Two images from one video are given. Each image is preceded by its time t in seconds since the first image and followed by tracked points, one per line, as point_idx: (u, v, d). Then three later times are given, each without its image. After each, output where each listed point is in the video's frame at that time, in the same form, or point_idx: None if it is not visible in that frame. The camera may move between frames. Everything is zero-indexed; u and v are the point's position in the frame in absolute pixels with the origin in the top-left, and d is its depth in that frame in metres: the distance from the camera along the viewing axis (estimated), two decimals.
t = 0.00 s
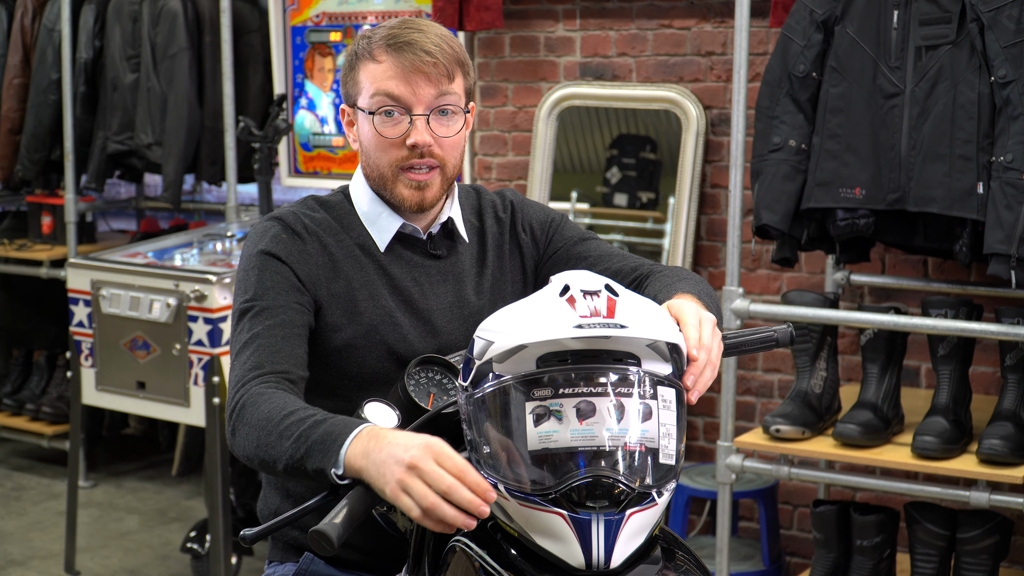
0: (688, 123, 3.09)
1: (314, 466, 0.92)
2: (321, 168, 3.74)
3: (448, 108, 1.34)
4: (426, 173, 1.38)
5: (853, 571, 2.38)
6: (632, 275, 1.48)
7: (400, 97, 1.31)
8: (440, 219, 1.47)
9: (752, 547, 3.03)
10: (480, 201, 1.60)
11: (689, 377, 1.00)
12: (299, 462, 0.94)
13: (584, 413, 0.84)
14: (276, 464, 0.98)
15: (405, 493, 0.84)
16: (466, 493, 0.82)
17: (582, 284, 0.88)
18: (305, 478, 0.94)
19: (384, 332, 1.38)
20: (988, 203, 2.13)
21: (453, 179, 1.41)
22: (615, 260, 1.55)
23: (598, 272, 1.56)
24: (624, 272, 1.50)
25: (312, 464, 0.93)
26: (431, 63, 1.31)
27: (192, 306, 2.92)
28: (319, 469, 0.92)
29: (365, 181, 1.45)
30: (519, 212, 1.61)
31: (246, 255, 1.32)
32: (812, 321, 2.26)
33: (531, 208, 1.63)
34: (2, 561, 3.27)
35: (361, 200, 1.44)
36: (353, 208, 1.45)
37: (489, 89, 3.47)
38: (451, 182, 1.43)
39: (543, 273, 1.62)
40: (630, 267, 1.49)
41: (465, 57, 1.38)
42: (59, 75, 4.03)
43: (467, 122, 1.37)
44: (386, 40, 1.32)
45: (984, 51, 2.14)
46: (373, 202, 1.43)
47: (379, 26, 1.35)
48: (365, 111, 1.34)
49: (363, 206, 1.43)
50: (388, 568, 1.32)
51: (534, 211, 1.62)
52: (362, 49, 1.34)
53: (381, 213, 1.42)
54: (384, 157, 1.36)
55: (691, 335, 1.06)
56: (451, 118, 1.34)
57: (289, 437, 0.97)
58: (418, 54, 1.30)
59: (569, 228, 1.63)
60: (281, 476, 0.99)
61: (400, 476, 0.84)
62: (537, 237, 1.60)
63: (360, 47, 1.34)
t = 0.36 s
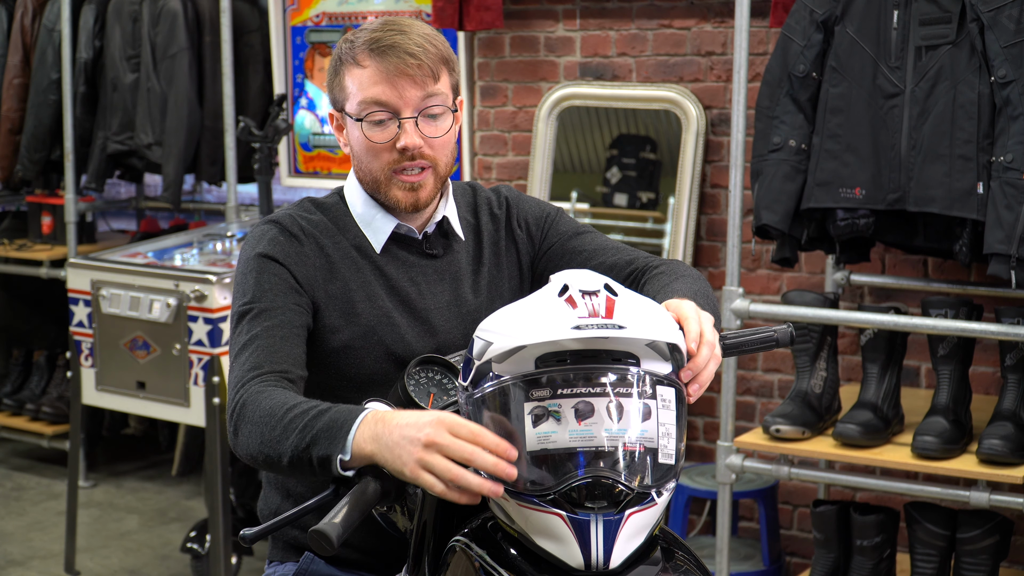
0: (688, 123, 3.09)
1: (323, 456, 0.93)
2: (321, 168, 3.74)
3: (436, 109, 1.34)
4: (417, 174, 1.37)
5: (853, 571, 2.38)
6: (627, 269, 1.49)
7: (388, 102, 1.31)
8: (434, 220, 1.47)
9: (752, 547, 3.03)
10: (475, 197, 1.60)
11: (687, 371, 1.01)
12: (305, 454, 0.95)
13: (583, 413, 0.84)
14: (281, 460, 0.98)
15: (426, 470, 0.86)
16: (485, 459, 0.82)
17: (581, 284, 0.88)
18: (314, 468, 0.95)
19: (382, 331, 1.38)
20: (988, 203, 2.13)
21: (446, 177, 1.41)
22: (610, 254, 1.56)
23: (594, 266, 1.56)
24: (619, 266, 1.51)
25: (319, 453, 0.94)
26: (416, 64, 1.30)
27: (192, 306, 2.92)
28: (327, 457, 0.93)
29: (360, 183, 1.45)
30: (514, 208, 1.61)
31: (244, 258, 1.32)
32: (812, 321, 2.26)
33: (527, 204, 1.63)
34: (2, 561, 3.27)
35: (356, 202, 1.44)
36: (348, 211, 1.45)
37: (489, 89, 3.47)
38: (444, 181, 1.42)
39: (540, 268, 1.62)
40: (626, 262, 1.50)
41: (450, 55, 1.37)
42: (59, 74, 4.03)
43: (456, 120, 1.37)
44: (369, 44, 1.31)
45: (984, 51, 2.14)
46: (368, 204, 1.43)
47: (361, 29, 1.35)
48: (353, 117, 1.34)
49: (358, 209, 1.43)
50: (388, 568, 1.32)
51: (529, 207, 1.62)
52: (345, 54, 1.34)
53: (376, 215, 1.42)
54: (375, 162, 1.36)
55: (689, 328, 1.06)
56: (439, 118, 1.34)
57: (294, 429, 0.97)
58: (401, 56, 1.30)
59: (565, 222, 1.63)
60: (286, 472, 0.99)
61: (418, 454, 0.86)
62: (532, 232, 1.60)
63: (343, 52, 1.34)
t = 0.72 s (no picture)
0: (688, 123, 3.09)
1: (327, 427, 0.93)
2: (321, 168, 3.74)
3: (441, 108, 1.34)
4: (421, 173, 1.37)
5: (853, 571, 2.38)
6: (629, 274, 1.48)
7: (393, 99, 1.32)
8: (438, 220, 1.47)
9: (752, 547, 3.03)
10: (478, 199, 1.60)
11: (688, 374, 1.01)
12: (310, 431, 0.95)
13: (582, 413, 0.84)
14: (287, 444, 0.97)
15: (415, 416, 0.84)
16: (466, 387, 0.81)
17: (580, 285, 0.88)
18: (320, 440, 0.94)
19: (384, 332, 1.38)
20: (988, 203, 2.13)
21: (450, 178, 1.41)
22: (613, 258, 1.55)
23: (596, 269, 1.55)
24: (622, 271, 1.50)
25: (323, 425, 0.94)
26: (422, 62, 1.31)
27: (192, 306, 2.92)
28: (334, 428, 0.93)
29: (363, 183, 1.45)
30: (517, 210, 1.61)
31: (247, 256, 1.32)
32: (813, 321, 2.25)
33: (530, 206, 1.63)
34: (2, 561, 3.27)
35: (359, 202, 1.44)
36: (351, 210, 1.45)
37: (489, 89, 3.47)
38: (448, 182, 1.42)
39: (542, 271, 1.62)
40: (628, 266, 1.49)
41: (457, 57, 1.38)
42: (59, 74, 4.03)
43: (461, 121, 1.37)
44: (377, 43, 1.32)
45: (984, 51, 2.14)
46: (371, 203, 1.43)
47: (369, 28, 1.36)
48: (358, 115, 1.34)
49: (360, 209, 1.43)
50: (388, 568, 1.32)
51: (532, 209, 1.62)
52: (352, 52, 1.34)
53: (379, 215, 1.42)
54: (378, 159, 1.36)
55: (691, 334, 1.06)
56: (445, 118, 1.34)
57: (292, 412, 0.97)
58: (408, 55, 1.31)
59: (568, 225, 1.63)
60: (295, 457, 0.98)
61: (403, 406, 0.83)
62: (534, 234, 1.60)
63: (350, 51, 1.35)
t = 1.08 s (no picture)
0: (688, 122, 3.09)
1: (265, 174, 1.02)
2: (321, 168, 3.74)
3: (456, 120, 1.31)
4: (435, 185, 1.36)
5: (853, 571, 2.38)
6: (634, 277, 1.47)
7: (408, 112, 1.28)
8: (444, 221, 1.46)
9: (752, 547, 3.03)
10: (485, 201, 1.61)
11: (689, 374, 1.00)
12: (254, 198, 1.02)
13: (582, 413, 0.84)
14: (236, 228, 1.02)
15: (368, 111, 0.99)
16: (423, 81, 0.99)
17: (579, 285, 0.88)
18: (265, 196, 1.01)
19: (388, 328, 1.39)
20: (988, 203, 2.13)
21: (463, 189, 1.40)
22: (618, 262, 1.54)
23: (602, 272, 1.54)
24: (628, 274, 1.49)
25: (263, 180, 1.02)
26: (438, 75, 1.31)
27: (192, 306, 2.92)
28: (274, 169, 1.01)
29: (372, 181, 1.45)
30: (524, 213, 1.61)
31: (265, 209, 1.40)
32: (812, 321, 2.26)
33: (536, 209, 1.63)
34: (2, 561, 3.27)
35: (367, 202, 1.44)
36: (359, 210, 1.46)
37: (489, 89, 3.47)
38: (461, 191, 1.42)
39: (548, 274, 1.61)
40: (634, 268, 1.48)
41: (473, 66, 1.38)
42: (60, 74, 4.03)
43: (476, 133, 1.35)
44: (391, 53, 1.33)
45: (984, 51, 2.14)
46: (379, 203, 1.43)
47: (383, 35, 1.36)
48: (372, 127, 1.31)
49: (369, 208, 1.43)
50: (388, 568, 1.32)
51: (538, 212, 1.63)
52: (367, 61, 1.34)
53: (386, 215, 1.42)
54: (394, 172, 1.35)
55: (689, 334, 1.06)
56: (460, 129, 1.32)
57: (236, 232, 1.01)
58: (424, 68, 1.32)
59: (575, 228, 1.63)
60: (248, 244, 1.01)
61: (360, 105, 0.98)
62: (541, 238, 1.60)
63: (365, 59, 1.35)
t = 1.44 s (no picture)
0: (688, 122, 3.09)
1: (269, 141, 1.14)
2: (321, 168, 3.74)
3: (454, 123, 1.31)
4: (433, 189, 1.37)
5: (853, 571, 2.38)
6: (634, 278, 1.47)
7: (405, 116, 1.29)
8: (444, 221, 1.46)
9: (752, 547, 3.03)
10: (486, 201, 1.61)
11: (688, 374, 1.00)
12: (256, 162, 1.13)
13: (582, 413, 0.84)
14: (235, 188, 1.12)
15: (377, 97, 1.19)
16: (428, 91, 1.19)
17: (579, 285, 0.88)
18: (269, 162, 1.13)
19: (388, 322, 1.38)
20: (988, 203, 2.13)
21: (462, 190, 1.41)
22: (618, 261, 1.54)
23: (601, 272, 1.54)
24: (628, 273, 1.49)
25: (264, 146, 1.14)
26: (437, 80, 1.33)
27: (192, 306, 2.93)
28: (276, 136, 1.14)
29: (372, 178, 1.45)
30: (524, 213, 1.61)
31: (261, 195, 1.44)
32: (813, 321, 2.26)
33: (537, 209, 1.63)
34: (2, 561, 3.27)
35: (366, 198, 1.43)
36: (359, 205, 1.45)
37: (489, 89, 3.47)
38: (460, 193, 1.43)
39: (548, 273, 1.61)
40: (634, 268, 1.48)
41: (472, 68, 1.38)
42: (60, 75, 4.03)
43: (475, 134, 1.35)
44: (389, 56, 1.33)
45: (984, 51, 2.14)
46: (378, 201, 1.42)
47: (382, 36, 1.36)
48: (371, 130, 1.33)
49: (369, 205, 1.43)
50: (388, 568, 1.32)
51: (539, 212, 1.63)
52: (365, 65, 1.35)
53: (385, 213, 1.42)
54: (391, 175, 1.36)
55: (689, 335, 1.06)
56: (458, 132, 1.32)
57: (231, 191, 1.12)
58: (422, 72, 1.32)
59: (575, 228, 1.63)
60: (245, 203, 1.12)
61: (372, 95, 1.19)
62: (541, 238, 1.60)
63: (363, 62, 1.36)
